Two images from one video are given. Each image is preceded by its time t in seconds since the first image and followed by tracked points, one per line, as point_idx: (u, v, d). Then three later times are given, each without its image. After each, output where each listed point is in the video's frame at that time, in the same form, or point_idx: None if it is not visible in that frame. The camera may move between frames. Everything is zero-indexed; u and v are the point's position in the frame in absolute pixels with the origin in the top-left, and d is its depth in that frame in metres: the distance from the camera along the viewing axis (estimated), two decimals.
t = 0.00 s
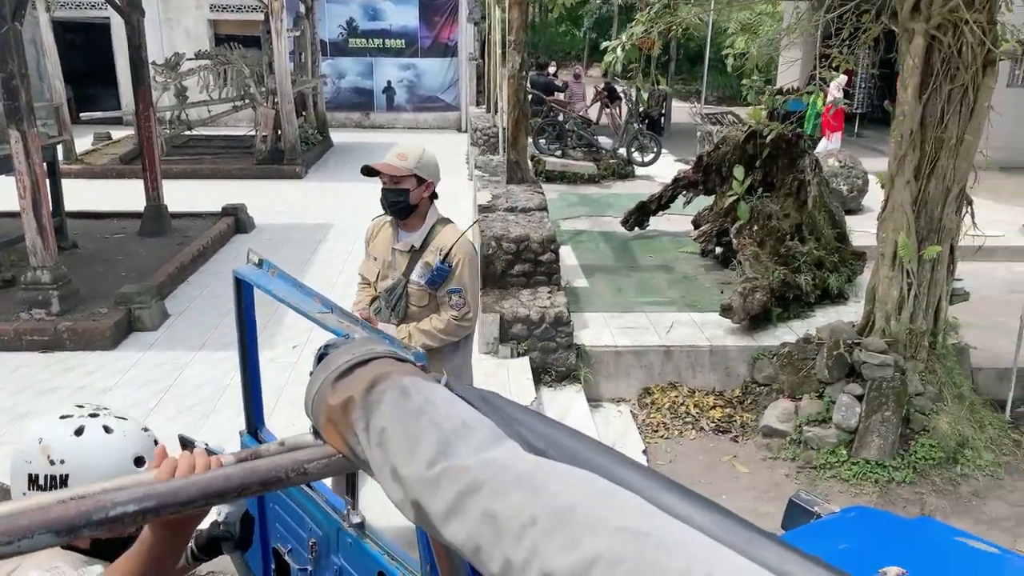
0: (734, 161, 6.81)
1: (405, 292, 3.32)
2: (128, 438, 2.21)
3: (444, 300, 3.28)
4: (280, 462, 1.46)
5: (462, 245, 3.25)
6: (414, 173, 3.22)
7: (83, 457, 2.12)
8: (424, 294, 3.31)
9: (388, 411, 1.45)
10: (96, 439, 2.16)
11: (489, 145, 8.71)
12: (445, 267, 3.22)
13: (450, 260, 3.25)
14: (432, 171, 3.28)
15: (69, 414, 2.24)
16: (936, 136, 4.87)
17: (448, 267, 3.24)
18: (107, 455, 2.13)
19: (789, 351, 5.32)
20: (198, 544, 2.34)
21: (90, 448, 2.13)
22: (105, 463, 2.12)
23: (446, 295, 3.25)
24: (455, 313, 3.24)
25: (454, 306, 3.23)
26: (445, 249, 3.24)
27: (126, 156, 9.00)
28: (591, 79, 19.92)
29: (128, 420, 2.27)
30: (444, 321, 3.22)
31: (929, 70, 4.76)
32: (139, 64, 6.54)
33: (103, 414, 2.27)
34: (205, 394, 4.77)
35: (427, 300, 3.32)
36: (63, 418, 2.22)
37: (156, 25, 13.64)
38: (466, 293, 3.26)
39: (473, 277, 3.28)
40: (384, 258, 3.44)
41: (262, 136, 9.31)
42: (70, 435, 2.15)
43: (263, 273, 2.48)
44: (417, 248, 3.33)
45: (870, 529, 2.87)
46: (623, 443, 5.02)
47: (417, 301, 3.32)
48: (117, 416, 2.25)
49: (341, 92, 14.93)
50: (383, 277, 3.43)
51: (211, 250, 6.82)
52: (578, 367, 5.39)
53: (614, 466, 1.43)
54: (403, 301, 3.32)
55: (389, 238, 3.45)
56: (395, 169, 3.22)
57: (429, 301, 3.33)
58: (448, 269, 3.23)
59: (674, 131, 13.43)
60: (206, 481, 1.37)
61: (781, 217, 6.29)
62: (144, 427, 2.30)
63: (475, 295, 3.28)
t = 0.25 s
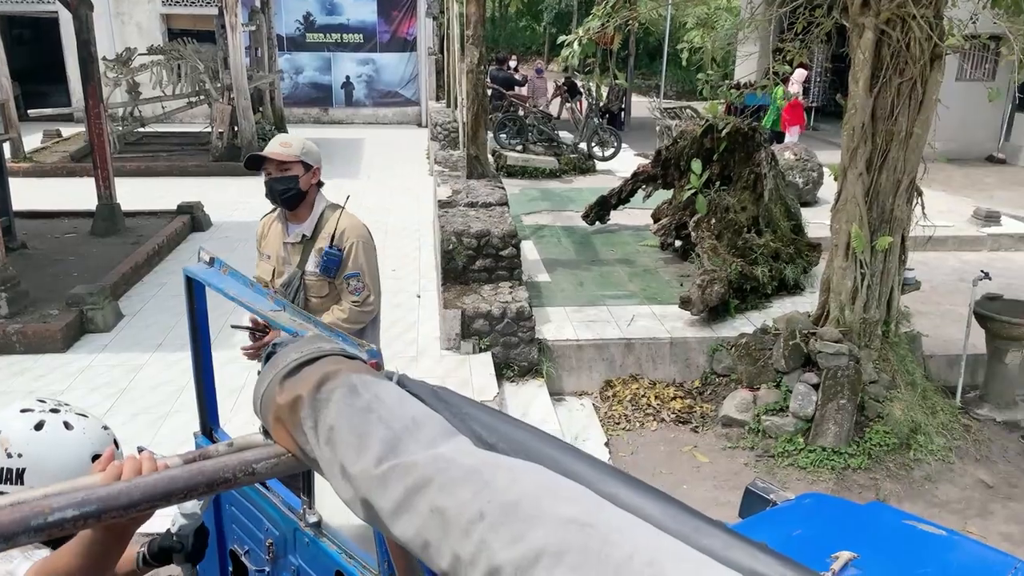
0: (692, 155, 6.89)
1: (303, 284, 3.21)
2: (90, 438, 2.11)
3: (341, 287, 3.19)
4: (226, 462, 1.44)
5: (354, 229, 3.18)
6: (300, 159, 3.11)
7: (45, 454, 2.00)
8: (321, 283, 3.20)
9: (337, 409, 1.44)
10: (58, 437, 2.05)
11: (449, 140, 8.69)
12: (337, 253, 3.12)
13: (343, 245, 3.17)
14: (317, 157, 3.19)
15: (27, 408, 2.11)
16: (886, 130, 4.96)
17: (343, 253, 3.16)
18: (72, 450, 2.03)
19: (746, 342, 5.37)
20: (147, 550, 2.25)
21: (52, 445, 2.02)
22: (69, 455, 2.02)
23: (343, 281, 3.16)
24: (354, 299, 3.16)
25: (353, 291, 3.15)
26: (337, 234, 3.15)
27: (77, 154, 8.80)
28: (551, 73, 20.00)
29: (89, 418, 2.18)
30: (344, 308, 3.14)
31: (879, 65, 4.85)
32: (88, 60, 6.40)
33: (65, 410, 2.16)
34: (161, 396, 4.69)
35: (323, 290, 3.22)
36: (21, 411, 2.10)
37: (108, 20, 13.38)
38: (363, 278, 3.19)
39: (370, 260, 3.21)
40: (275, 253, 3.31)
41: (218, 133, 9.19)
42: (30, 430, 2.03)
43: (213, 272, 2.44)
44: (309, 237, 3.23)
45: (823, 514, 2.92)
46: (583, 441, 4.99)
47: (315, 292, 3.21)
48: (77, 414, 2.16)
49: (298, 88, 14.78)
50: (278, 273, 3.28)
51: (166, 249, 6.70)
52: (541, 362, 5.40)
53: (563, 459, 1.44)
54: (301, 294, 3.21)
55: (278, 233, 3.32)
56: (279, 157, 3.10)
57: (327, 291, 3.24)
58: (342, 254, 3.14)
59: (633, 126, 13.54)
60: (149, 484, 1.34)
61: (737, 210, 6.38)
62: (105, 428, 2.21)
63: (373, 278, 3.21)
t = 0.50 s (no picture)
0: (656, 152, 6.94)
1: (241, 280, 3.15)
2: (41, 440, 2.06)
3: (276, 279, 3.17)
4: (179, 467, 1.43)
5: (286, 221, 3.18)
6: (226, 154, 3.07)
7: None
8: (259, 278, 3.17)
9: (291, 411, 1.43)
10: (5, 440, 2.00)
11: (415, 138, 8.66)
12: (273, 244, 3.11)
13: (276, 237, 3.16)
14: (240, 151, 3.16)
15: None
16: (844, 125, 5.04)
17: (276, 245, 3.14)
18: (23, 450, 2.00)
19: (710, 335, 5.36)
20: (103, 563, 2.31)
21: None
22: (18, 457, 1.98)
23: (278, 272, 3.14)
24: (291, 289, 3.15)
25: (290, 281, 3.14)
26: (270, 226, 3.14)
27: (33, 154, 8.62)
28: (517, 71, 20.04)
29: (40, 421, 2.14)
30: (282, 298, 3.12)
31: (837, 61, 4.92)
32: (42, 58, 6.25)
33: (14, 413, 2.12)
34: (122, 400, 4.61)
35: (261, 285, 3.18)
36: None
37: (63, 17, 13.12)
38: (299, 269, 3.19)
39: (303, 250, 3.21)
40: (205, 253, 3.24)
41: (179, 131, 9.08)
42: None
43: (170, 273, 2.41)
44: (242, 233, 3.20)
45: (783, 505, 2.97)
46: (551, 438, 5.01)
47: (253, 287, 3.16)
48: (28, 416, 2.12)
49: (261, 86, 14.64)
50: (211, 273, 3.21)
51: (126, 250, 6.58)
52: (508, 359, 5.41)
53: (521, 456, 1.44)
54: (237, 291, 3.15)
55: (205, 232, 3.25)
56: (203, 154, 3.04)
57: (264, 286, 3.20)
58: (277, 245, 3.13)
59: (598, 122, 13.62)
60: (96, 491, 1.33)
61: (701, 206, 6.45)
62: (58, 429, 2.16)
63: (308, 267, 3.22)
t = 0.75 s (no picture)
0: (618, 147, 6.98)
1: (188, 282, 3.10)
2: None
3: (222, 283, 3.13)
4: (129, 470, 1.41)
5: (235, 224, 3.14)
6: (171, 155, 3.02)
7: None
8: (205, 280, 3.13)
9: (244, 411, 1.41)
10: None
11: (377, 134, 8.60)
12: (220, 247, 3.07)
13: (223, 240, 3.11)
14: (187, 151, 3.11)
15: None
16: (802, 119, 5.12)
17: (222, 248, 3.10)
18: None
19: (673, 328, 5.46)
20: None
21: None
22: None
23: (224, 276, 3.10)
24: (237, 294, 3.11)
25: (235, 285, 3.10)
26: (217, 228, 3.09)
27: None
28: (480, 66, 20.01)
29: None
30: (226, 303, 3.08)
31: (793, 56, 4.99)
32: None
33: None
34: (79, 403, 4.52)
35: (207, 287, 3.14)
36: None
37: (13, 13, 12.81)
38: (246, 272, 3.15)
39: (250, 252, 3.16)
40: (150, 253, 3.19)
41: (135, 129, 8.94)
42: None
43: (123, 273, 2.37)
44: (189, 234, 3.15)
45: (745, 495, 3.00)
46: (518, 433, 5.03)
47: (199, 289, 3.11)
48: None
49: (220, 82, 14.44)
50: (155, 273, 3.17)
51: (82, 251, 6.45)
52: (473, 356, 5.41)
53: (478, 452, 1.44)
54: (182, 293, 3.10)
55: (150, 232, 3.21)
56: (147, 154, 2.99)
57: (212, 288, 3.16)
58: (224, 249, 3.09)
59: (561, 118, 13.67)
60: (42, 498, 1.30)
61: (663, 200, 6.50)
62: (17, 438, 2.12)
63: (256, 272, 3.18)
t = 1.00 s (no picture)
0: (587, 144, 7.00)
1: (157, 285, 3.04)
2: None
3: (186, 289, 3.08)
4: (88, 475, 1.39)
5: (206, 230, 3.10)
6: (147, 159, 2.97)
7: None
8: (169, 285, 3.07)
9: (208, 413, 1.40)
10: None
11: (345, 132, 8.54)
12: (188, 255, 3.02)
13: (193, 246, 3.07)
14: (163, 154, 3.05)
15: None
16: (767, 115, 5.17)
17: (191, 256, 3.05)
18: None
19: (643, 324, 5.49)
20: None
21: None
22: None
23: (189, 283, 3.05)
24: (203, 302, 3.08)
25: (200, 293, 3.05)
26: (187, 234, 3.05)
27: None
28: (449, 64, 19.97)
29: None
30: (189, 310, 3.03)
31: (759, 53, 5.04)
32: None
33: None
34: (42, 408, 4.43)
35: (170, 291, 3.09)
36: None
37: None
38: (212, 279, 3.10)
39: (218, 259, 3.12)
40: (114, 253, 3.13)
41: (97, 128, 8.78)
42: None
43: (84, 275, 2.32)
44: (156, 237, 3.09)
45: (714, 487, 3.04)
46: (491, 430, 5.04)
47: (162, 293, 3.06)
48: None
49: (185, 80, 14.23)
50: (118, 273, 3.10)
51: (44, 252, 6.32)
52: (444, 354, 5.40)
53: (446, 450, 1.44)
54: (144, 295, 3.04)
55: (116, 231, 3.14)
56: (122, 156, 2.92)
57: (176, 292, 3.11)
58: (193, 256, 3.04)
59: (531, 115, 13.69)
60: None
61: (632, 197, 6.54)
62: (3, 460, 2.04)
63: (223, 278, 3.14)
